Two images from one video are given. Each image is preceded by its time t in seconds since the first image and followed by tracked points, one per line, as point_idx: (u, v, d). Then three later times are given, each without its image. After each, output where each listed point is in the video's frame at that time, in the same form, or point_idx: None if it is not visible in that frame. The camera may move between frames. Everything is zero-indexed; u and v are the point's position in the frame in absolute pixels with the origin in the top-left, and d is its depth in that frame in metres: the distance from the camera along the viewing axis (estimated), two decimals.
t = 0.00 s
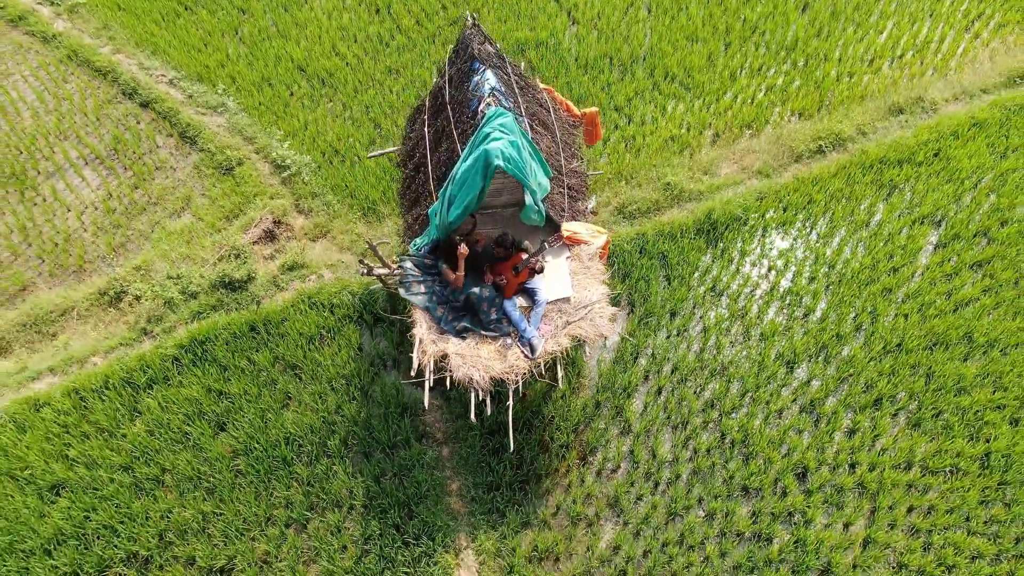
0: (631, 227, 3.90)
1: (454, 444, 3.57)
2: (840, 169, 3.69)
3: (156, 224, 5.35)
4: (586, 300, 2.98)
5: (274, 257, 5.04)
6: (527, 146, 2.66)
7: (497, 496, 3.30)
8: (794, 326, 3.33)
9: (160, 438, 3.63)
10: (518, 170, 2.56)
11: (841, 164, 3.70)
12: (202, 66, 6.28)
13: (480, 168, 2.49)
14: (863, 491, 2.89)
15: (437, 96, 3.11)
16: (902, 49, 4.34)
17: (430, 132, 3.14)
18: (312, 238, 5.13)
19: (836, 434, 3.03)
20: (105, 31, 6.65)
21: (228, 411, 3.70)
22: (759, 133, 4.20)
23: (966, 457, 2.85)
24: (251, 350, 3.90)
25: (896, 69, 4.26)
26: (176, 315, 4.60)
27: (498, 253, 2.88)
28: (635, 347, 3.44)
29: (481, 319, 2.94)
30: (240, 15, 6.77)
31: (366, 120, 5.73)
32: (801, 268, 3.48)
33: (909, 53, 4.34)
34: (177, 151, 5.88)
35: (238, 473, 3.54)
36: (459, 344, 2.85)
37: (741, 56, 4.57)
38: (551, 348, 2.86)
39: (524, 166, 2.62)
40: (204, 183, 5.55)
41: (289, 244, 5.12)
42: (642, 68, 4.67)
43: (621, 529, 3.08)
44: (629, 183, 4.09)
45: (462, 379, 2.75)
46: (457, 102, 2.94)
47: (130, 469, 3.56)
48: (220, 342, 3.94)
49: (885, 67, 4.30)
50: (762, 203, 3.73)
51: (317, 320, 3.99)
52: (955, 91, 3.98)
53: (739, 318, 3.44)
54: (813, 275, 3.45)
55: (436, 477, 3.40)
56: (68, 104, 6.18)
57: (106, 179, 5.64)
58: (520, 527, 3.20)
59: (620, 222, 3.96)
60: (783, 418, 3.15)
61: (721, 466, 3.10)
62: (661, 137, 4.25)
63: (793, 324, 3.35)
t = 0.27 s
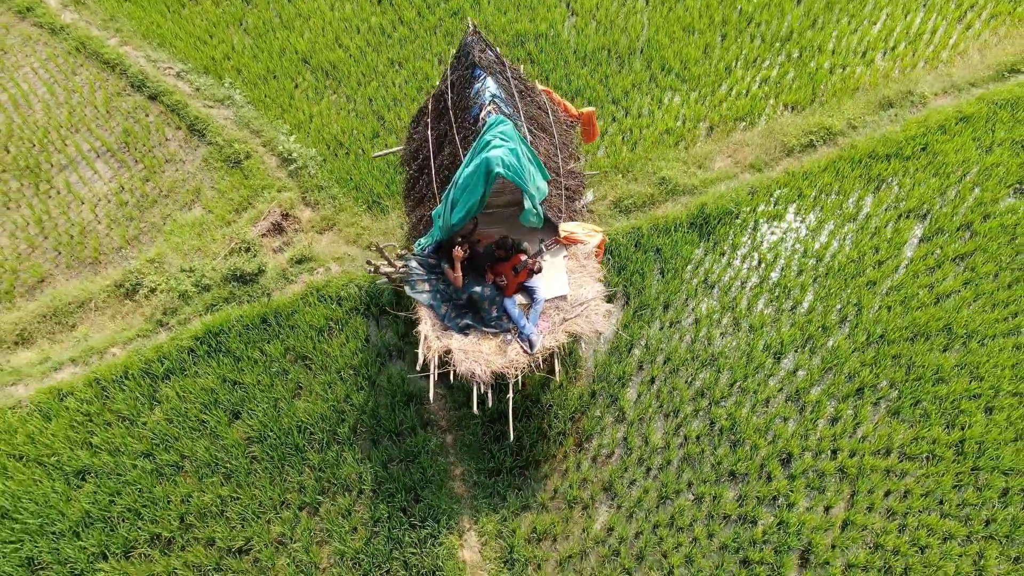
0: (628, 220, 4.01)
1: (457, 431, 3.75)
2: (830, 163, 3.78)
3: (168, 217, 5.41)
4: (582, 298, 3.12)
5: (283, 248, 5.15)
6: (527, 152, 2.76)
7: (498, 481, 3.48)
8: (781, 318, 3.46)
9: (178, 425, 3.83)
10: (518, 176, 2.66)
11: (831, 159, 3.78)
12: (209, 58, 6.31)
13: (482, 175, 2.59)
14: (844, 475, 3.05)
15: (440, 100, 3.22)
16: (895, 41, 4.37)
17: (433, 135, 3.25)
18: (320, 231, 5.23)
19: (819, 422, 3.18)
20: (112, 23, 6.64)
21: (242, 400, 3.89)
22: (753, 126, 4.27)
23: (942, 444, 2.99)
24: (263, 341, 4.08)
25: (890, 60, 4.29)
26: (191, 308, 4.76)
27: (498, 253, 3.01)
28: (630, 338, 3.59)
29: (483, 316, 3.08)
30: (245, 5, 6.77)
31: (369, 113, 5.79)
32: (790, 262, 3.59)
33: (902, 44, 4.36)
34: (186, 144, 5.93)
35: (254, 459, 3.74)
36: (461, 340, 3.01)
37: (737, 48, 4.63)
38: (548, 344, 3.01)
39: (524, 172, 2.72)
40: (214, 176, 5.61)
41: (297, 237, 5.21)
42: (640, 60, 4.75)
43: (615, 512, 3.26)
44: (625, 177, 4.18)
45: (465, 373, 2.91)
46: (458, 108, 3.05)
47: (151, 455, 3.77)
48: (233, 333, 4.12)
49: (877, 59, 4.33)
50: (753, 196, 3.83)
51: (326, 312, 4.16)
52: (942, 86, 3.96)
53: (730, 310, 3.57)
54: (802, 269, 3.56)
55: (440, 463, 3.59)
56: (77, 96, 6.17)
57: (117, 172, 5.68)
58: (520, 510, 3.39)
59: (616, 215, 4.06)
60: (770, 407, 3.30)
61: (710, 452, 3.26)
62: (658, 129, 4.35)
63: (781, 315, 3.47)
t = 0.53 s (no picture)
0: (623, 217, 4.14)
1: (461, 421, 3.94)
2: (820, 160, 3.89)
3: (179, 212, 5.46)
4: (579, 297, 3.27)
5: (291, 242, 5.24)
6: (528, 161, 2.88)
7: (500, 469, 3.66)
8: (770, 312, 3.59)
9: (196, 416, 4.02)
10: (518, 184, 2.78)
11: (820, 156, 3.89)
12: (216, 53, 6.39)
13: (484, 183, 2.70)
14: (827, 463, 3.20)
15: (444, 107, 3.34)
16: (887, 36, 4.43)
17: (437, 140, 3.38)
18: (328, 228, 5.31)
19: (805, 412, 3.33)
20: (120, 18, 6.75)
21: (256, 391, 4.08)
22: (747, 121, 4.36)
23: (921, 433, 3.13)
24: (275, 334, 4.27)
25: (881, 55, 4.36)
26: (204, 303, 4.87)
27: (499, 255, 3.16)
28: (625, 332, 3.73)
29: (485, 314, 3.24)
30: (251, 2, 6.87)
31: (374, 108, 5.85)
32: (779, 258, 3.72)
33: (894, 39, 4.43)
34: (196, 139, 5.99)
35: (268, 448, 3.93)
36: (464, 337, 3.17)
37: (732, 43, 4.71)
38: (547, 341, 3.16)
39: (524, 179, 2.84)
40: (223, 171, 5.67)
41: (306, 233, 5.30)
42: (638, 56, 4.84)
43: (610, 497, 3.43)
44: (622, 174, 4.30)
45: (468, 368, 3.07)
46: (461, 115, 3.18)
47: (171, 444, 3.96)
48: (246, 327, 4.31)
49: (869, 54, 4.40)
50: (746, 192, 3.94)
51: (334, 307, 4.34)
52: (931, 82, 4.03)
53: (721, 304, 3.71)
54: (790, 265, 3.69)
55: (445, 451, 3.77)
56: (88, 91, 6.22)
57: (129, 167, 5.72)
58: (521, 495, 3.58)
59: (612, 212, 4.17)
60: (758, 398, 3.44)
61: (700, 440, 3.42)
62: (655, 125, 4.45)
63: (770, 309, 3.61)
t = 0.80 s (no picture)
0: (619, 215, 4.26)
1: (465, 411, 4.12)
2: (810, 158, 3.99)
3: (191, 209, 5.48)
4: (576, 296, 3.43)
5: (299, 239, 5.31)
6: (528, 169, 2.99)
7: (502, 457, 3.84)
8: (759, 307, 3.74)
9: (213, 407, 4.21)
10: (518, 192, 2.90)
11: (811, 154, 3.99)
12: (224, 51, 6.24)
13: (485, 191, 2.83)
14: (810, 451, 3.37)
15: (447, 114, 3.48)
16: (879, 32, 4.51)
17: (441, 145, 3.51)
18: (335, 223, 5.38)
19: (791, 403, 3.49)
20: (128, 14, 6.51)
21: (269, 383, 4.26)
22: (740, 119, 4.48)
23: (901, 423, 3.28)
24: (286, 328, 4.43)
25: (873, 52, 4.45)
26: (217, 298, 4.95)
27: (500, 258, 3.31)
28: (619, 327, 3.87)
29: (487, 313, 3.41)
30: None
31: (377, 105, 5.82)
32: (769, 255, 3.85)
33: (886, 35, 4.50)
34: (206, 137, 5.93)
35: (281, 437, 4.11)
36: (467, 335, 3.34)
37: (727, 40, 4.80)
38: (545, 339, 3.33)
39: (524, 186, 2.95)
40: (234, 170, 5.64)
41: (313, 229, 5.37)
42: (635, 53, 4.92)
43: (605, 484, 3.61)
44: (619, 171, 4.41)
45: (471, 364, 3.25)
46: (464, 122, 3.31)
47: (189, 434, 4.15)
48: (257, 322, 4.45)
49: (861, 51, 4.49)
50: (738, 190, 4.06)
51: (343, 302, 4.46)
52: (920, 81, 4.07)
53: (713, 299, 3.85)
54: (780, 261, 3.82)
55: (449, 441, 3.96)
56: (98, 88, 6.11)
57: (142, 165, 5.68)
58: (521, 482, 3.77)
59: (609, 210, 4.30)
60: (746, 389, 3.59)
61: (691, 430, 3.59)
62: (650, 122, 4.56)
63: (759, 303, 3.76)
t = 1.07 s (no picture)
0: (616, 212, 4.36)
1: (467, 404, 4.25)
2: (800, 158, 4.12)
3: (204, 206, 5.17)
4: (574, 296, 3.60)
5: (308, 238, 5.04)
6: (527, 177, 3.12)
7: (503, 447, 4.00)
8: (749, 304, 3.88)
9: (228, 399, 4.29)
10: (518, 200, 3.03)
11: (801, 154, 4.12)
12: (233, 49, 5.76)
13: (487, 198, 2.96)
14: (795, 442, 3.54)
15: (450, 121, 3.61)
16: (871, 31, 4.59)
17: (444, 151, 3.65)
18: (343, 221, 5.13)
19: (778, 395, 3.65)
20: (136, 12, 5.94)
21: (281, 377, 4.34)
22: (734, 117, 4.59)
23: (882, 415, 3.45)
24: (298, 324, 4.47)
25: (864, 51, 4.54)
26: (231, 294, 4.74)
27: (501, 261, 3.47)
28: (616, 323, 4.00)
29: (489, 313, 3.58)
30: None
31: (381, 105, 5.44)
32: (760, 252, 3.98)
33: (877, 34, 4.59)
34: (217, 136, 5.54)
35: (294, 429, 4.23)
36: (470, 334, 3.51)
37: (722, 38, 4.88)
38: (545, 337, 3.50)
39: (524, 193, 3.07)
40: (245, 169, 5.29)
41: (322, 228, 5.11)
42: (632, 52, 5.01)
43: (601, 473, 3.78)
44: (615, 169, 4.50)
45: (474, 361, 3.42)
46: (467, 131, 3.44)
47: (206, 425, 4.24)
48: (269, 318, 4.50)
49: (853, 49, 4.58)
50: (732, 189, 4.18)
51: (351, 298, 4.53)
52: (908, 80, 4.21)
53: (705, 295, 3.99)
54: (770, 259, 3.96)
55: (452, 432, 4.11)
56: (110, 87, 5.64)
57: (155, 163, 5.34)
58: (521, 471, 3.93)
59: (606, 209, 4.39)
60: (736, 382, 3.75)
61: (683, 421, 3.75)
62: (647, 121, 4.67)
63: (750, 300, 3.90)
